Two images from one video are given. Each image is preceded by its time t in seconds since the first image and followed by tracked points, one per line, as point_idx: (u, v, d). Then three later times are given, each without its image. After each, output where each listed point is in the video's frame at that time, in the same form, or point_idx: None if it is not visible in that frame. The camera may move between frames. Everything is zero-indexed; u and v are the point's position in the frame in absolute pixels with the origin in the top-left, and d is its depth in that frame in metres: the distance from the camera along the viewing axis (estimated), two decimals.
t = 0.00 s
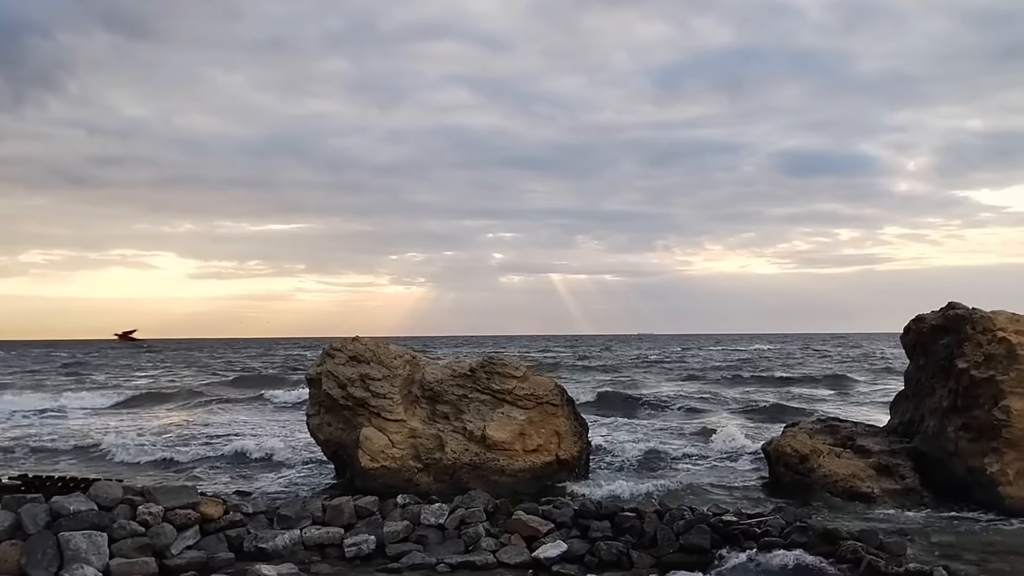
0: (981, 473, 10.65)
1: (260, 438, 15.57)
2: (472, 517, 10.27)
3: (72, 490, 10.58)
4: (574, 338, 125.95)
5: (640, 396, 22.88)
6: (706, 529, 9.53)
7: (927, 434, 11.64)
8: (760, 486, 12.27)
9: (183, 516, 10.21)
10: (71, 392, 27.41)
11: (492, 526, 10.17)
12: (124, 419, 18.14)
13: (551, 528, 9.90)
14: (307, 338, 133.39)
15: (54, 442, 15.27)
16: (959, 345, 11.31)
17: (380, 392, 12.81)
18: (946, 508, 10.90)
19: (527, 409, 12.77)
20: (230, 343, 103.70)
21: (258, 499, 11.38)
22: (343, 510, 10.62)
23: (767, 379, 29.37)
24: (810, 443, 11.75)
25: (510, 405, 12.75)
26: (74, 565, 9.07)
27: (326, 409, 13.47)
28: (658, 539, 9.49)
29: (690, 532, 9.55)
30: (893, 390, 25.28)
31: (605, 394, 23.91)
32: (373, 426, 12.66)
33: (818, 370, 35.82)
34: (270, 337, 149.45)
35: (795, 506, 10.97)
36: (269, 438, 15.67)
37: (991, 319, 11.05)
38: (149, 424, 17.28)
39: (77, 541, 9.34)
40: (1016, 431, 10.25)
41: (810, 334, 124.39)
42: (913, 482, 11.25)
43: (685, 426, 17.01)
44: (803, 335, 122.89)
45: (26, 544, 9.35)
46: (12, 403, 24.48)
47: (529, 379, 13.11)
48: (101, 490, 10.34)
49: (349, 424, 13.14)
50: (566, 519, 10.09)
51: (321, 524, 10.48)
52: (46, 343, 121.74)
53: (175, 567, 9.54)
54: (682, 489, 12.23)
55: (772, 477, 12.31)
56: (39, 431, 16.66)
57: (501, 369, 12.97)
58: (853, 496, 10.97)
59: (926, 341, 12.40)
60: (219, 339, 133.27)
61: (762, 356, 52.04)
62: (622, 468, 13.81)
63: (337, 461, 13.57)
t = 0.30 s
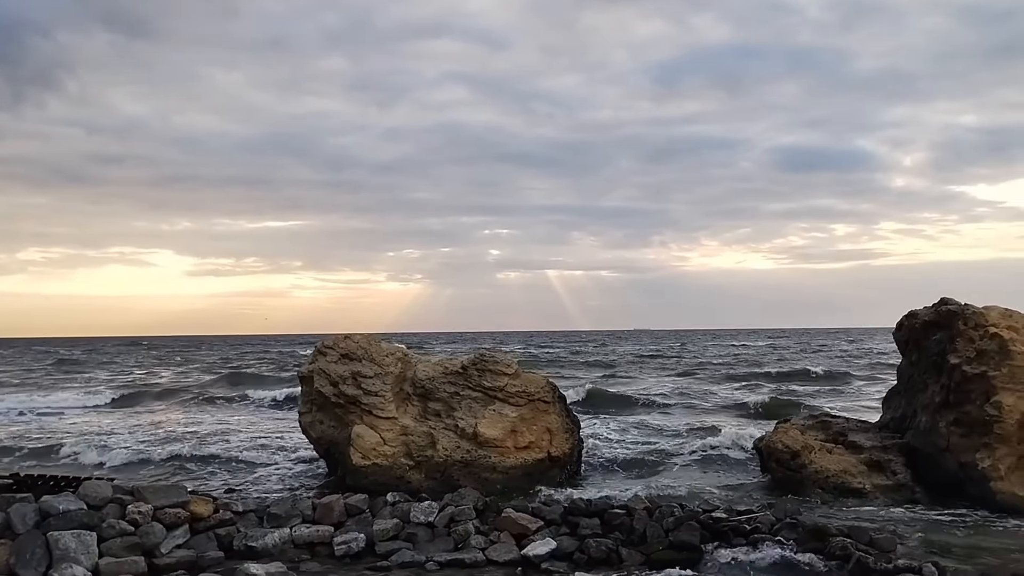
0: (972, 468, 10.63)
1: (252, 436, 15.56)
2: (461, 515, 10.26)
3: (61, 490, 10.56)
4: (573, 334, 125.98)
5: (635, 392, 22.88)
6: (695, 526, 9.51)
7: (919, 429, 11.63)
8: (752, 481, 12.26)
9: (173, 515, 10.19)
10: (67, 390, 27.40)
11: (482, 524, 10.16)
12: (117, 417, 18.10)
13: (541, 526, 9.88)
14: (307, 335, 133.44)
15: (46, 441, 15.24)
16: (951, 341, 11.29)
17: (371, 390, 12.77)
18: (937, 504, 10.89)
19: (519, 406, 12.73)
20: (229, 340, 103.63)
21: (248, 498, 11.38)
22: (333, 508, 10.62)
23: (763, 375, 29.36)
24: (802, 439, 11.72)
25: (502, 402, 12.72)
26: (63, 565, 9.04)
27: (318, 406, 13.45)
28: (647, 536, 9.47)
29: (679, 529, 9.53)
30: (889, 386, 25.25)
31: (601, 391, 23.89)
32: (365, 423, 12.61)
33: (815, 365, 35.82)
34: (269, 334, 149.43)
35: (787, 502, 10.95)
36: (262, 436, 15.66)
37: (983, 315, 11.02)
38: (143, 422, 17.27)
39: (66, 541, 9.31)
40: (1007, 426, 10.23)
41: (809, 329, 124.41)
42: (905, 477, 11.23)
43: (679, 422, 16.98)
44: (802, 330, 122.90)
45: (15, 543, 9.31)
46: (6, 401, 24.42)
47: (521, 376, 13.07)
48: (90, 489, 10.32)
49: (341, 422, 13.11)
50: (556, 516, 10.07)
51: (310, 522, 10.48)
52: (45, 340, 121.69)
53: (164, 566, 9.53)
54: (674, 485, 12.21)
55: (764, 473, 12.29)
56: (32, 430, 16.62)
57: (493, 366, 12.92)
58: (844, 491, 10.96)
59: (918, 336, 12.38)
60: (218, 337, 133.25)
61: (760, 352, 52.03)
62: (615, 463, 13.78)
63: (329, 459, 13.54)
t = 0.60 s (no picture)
0: (964, 463, 10.61)
1: (244, 434, 15.55)
2: (450, 512, 10.23)
3: (50, 488, 10.53)
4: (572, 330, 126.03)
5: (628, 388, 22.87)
6: (684, 523, 9.48)
7: (911, 425, 11.60)
8: (743, 477, 12.24)
9: (162, 512, 10.17)
10: (62, 387, 27.39)
11: (471, 521, 10.14)
12: (108, 415, 18.04)
13: (530, 522, 9.85)
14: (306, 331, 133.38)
15: (35, 439, 15.18)
16: (943, 336, 11.24)
17: (364, 386, 12.59)
18: (928, 499, 10.87)
19: (511, 402, 12.62)
20: (227, 337, 103.66)
21: (238, 496, 11.40)
22: (322, 505, 10.64)
23: (757, 371, 29.38)
24: (794, 435, 11.68)
25: (494, 399, 12.59)
26: (51, 564, 8.99)
27: (310, 403, 13.28)
28: (637, 533, 9.44)
29: (669, 526, 9.51)
30: (881, 381, 25.29)
31: (594, 387, 23.86)
32: (356, 420, 12.45)
33: (810, 361, 35.84)
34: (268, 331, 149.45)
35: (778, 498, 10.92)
36: (253, 434, 15.64)
37: (974, 310, 10.96)
38: (135, 419, 17.23)
39: (55, 539, 9.25)
40: (999, 422, 10.21)
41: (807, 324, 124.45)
42: (896, 473, 11.21)
43: (671, 418, 16.95)
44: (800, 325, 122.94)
45: (2, 542, 9.25)
46: None
47: (513, 373, 12.96)
48: (79, 487, 10.28)
49: (333, 419, 12.98)
50: (545, 513, 10.04)
51: (300, 520, 10.49)
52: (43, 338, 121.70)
53: (152, 564, 9.52)
54: (666, 481, 12.19)
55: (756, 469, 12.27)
56: (22, 428, 16.56)
57: (485, 362, 12.79)
58: (836, 487, 10.94)
59: (910, 331, 12.34)
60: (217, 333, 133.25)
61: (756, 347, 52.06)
62: (606, 458, 13.76)
63: (321, 456, 13.43)
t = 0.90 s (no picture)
0: (955, 459, 10.62)
1: (235, 431, 15.54)
2: (441, 509, 10.24)
3: (39, 486, 10.53)
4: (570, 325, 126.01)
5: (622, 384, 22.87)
6: (674, 519, 9.48)
7: (903, 420, 11.63)
8: (735, 472, 12.23)
9: (151, 510, 10.22)
10: (56, 384, 27.38)
11: (461, 518, 10.15)
12: (99, 412, 18.00)
13: (520, 519, 9.85)
14: (306, 327, 133.47)
15: (26, 436, 15.15)
16: (934, 332, 11.28)
17: (356, 382, 12.45)
18: (919, 495, 10.87)
19: (503, 399, 12.43)
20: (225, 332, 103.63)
21: (228, 495, 11.45)
22: (313, 502, 10.65)
23: (752, 366, 29.40)
24: (785, 431, 11.67)
25: (486, 395, 12.41)
26: (39, 561, 8.98)
27: (303, 400, 13.12)
28: (626, 530, 9.44)
29: (658, 522, 9.51)
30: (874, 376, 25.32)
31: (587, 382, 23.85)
32: (349, 417, 12.30)
33: (804, 356, 35.89)
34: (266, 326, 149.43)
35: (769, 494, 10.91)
36: (245, 431, 15.64)
37: (965, 306, 11.00)
38: (128, 416, 17.21)
39: (44, 537, 9.24)
40: (990, 417, 10.26)
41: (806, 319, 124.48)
42: (888, 469, 11.18)
43: (663, 414, 16.94)
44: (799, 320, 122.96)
45: None
46: None
47: (505, 369, 12.78)
48: (68, 486, 10.28)
49: (326, 415, 12.79)
50: (535, 510, 10.04)
51: (290, 517, 10.52)
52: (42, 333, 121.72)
53: (142, 562, 9.53)
54: (658, 476, 12.17)
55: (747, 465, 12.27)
56: (13, 425, 16.51)
57: (477, 359, 12.61)
58: (828, 483, 10.92)
59: (902, 327, 12.37)
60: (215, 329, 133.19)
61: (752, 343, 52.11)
62: (599, 453, 13.74)
63: (314, 452, 13.25)
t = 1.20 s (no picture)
0: (946, 455, 10.72)
1: (228, 429, 15.52)
2: (432, 506, 10.28)
3: (28, 486, 10.54)
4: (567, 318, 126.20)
5: (615, 379, 22.89)
6: (664, 516, 9.52)
7: (894, 416, 11.81)
8: (727, 467, 12.24)
9: (142, 509, 10.26)
10: (49, 380, 27.29)
11: (452, 515, 10.17)
12: (91, 410, 17.96)
13: (511, 517, 9.86)
14: (303, 320, 133.35)
15: (17, 434, 15.11)
16: (924, 328, 11.51)
17: (348, 379, 12.37)
18: (910, 488, 10.92)
19: (495, 395, 12.37)
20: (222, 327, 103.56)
21: (219, 493, 11.48)
22: (305, 500, 10.67)
23: (745, 360, 29.43)
24: (776, 426, 11.67)
25: (478, 391, 12.34)
26: (29, 560, 8.97)
27: (296, 396, 13.04)
28: (617, 526, 9.44)
29: (648, 519, 9.53)
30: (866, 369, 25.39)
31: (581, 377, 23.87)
32: (341, 414, 12.21)
33: (798, 350, 35.96)
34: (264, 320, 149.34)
35: (760, 490, 10.93)
36: (238, 428, 15.62)
37: (954, 303, 11.24)
38: (119, 414, 17.18)
39: (34, 536, 9.24)
40: (979, 413, 10.41)
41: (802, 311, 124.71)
42: (879, 464, 11.20)
43: (656, 409, 16.96)
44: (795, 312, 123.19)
45: None
46: None
47: (496, 365, 12.70)
48: (58, 485, 10.34)
49: (319, 412, 12.72)
50: (526, 507, 10.05)
51: (282, 515, 10.53)
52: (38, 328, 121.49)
53: (133, 560, 9.54)
54: (651, 471, 12.18)
55: (739, 461, 12.27)
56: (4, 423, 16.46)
57: (468, 356, 12.56)
58: (819, 478, 10.93)
59: (892, 323, 12.56)
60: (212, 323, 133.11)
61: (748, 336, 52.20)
62: (592, 448, 13.74)
63: (307, 449, 13.14)
